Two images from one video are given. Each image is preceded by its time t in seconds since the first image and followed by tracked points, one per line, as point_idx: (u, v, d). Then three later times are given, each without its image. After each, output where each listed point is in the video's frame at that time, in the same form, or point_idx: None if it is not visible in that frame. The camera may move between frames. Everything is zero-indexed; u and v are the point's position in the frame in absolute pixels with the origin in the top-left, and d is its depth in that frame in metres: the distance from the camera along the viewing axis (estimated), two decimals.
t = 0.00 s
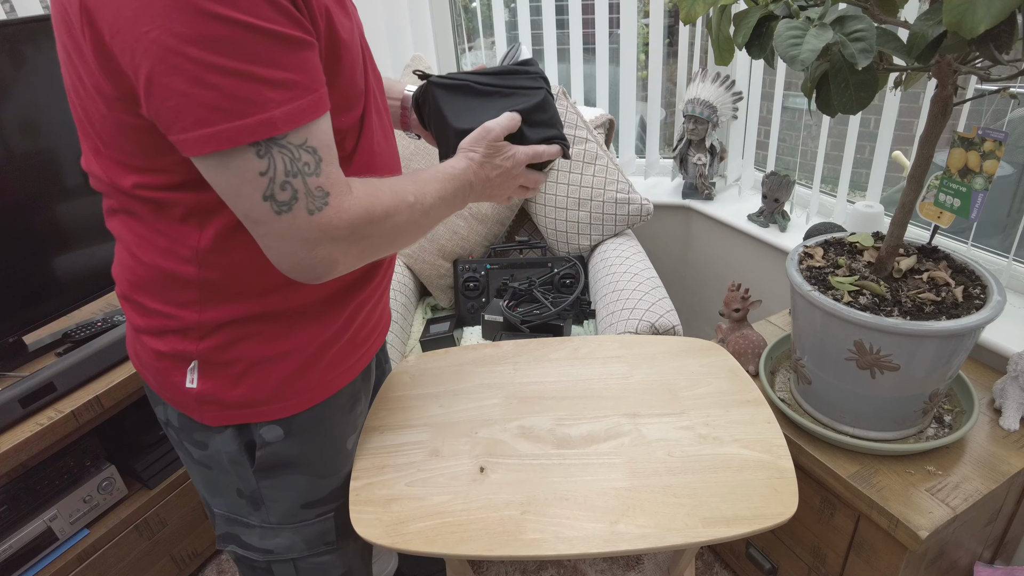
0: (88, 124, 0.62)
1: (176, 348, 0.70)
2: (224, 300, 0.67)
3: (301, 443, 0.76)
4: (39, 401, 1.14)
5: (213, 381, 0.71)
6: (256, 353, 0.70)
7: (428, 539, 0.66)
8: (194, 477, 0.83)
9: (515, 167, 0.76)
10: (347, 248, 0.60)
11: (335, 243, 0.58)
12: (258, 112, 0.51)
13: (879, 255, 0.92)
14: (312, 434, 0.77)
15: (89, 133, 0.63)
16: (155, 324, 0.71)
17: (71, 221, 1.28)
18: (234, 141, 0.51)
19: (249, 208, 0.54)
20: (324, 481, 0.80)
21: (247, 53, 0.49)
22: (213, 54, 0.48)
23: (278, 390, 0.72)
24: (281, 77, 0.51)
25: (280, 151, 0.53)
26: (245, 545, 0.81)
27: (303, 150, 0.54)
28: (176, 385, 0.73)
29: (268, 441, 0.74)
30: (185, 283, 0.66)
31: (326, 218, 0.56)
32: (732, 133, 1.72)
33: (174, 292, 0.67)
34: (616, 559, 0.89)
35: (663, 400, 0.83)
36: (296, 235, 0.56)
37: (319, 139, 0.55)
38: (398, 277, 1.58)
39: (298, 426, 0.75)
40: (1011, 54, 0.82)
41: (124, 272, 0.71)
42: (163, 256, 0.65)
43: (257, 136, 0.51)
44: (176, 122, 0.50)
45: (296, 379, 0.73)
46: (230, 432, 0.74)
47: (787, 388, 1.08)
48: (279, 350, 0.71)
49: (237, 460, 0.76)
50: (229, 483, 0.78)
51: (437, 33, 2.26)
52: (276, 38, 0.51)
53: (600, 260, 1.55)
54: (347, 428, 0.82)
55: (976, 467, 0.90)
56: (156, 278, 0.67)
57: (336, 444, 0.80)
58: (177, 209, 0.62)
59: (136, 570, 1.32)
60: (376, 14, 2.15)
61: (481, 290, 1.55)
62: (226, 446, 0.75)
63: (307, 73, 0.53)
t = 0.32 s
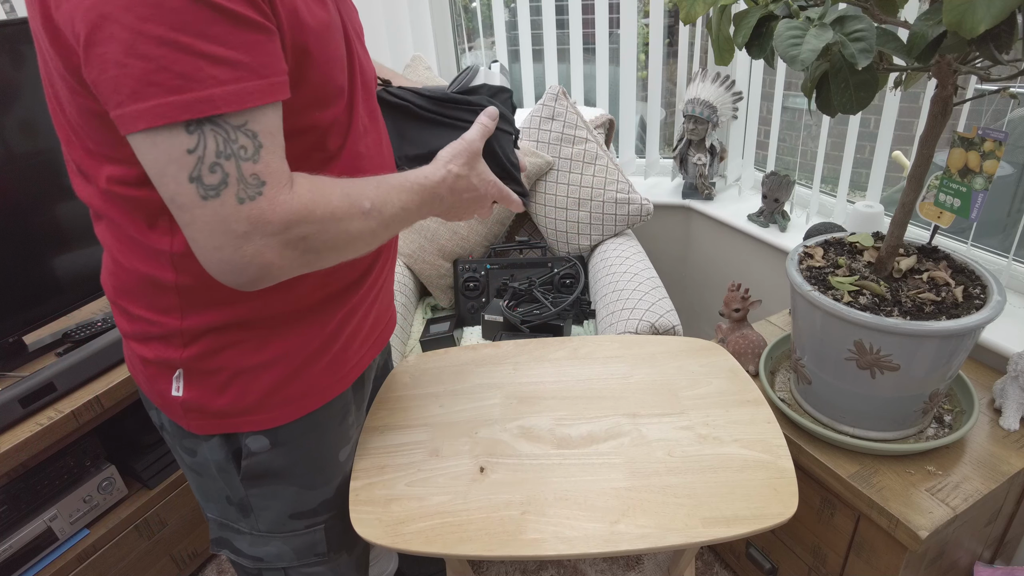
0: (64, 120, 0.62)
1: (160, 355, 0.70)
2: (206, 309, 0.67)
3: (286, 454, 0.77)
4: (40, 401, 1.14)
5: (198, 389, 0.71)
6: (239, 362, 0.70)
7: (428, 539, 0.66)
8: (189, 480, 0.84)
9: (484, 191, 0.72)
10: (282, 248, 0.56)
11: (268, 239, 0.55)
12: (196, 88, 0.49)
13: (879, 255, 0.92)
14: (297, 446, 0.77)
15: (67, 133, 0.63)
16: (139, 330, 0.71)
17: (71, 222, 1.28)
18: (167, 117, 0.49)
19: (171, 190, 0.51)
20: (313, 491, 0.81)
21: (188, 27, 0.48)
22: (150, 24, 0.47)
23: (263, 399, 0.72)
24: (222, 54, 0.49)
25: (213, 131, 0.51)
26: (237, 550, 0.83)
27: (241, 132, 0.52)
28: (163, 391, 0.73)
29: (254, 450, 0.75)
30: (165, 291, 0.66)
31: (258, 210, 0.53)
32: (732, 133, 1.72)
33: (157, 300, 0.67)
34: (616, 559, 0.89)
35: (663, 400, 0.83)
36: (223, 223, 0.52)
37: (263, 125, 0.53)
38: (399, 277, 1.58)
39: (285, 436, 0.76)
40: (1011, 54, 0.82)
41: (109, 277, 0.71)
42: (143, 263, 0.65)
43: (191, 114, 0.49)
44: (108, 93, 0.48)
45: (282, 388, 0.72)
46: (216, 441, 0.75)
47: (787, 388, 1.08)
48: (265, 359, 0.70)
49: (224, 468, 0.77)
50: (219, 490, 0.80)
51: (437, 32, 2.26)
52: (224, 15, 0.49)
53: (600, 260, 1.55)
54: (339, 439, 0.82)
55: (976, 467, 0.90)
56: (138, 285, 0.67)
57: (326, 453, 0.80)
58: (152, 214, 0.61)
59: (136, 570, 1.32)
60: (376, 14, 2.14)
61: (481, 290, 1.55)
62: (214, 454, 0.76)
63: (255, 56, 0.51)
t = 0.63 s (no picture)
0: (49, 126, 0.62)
1: (152, 360, 0.70)
2: (196, 314, 0.66)
3: (280, 458, 0.76)
4: (40, 401, 1.14)
5: (190, 394, 0.71)
6: (231, 368, 0.69)
7: (428, 539, 0.66)
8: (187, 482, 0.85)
9: (510, 188, 0.68)
10: (253, 265, 0.52)
11: (245, 251, 0.51)
12: (146, 108, 0.47)
13: (879, 254, 0.92)
14: (292, 451, 0.77)
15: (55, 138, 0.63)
16: (131, 334, 0.71)
17: (71, 221, 1.28)
18: (118, 137, 0.47)
19: (137, 209, 0.50)
20: (309, 495, 0.81)
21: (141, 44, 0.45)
22: (99, 43, 0.45)
23: (255, 404, 0.72)
24: (177, 72, 0.47)
25: (167, 146, 0.49)
26: (234, 552, 0.84)
27: (199, 144, 0.49)
28: (157, 395, 0.73)
29: (246, 455, 0.75)
30: (154, 295, 0.66)
31: (218, 224, 0.50)
32: (732, 133, 1.72)
33: (147, 304, 0.67)
34: (616, 559, 0.89)
35: (663, 400, 0.83)
36: (184, 241, 0.50)
37: (227, 138, 0.50)
38: (399, 277, 1.58)
39: (278, 441, 0.76)
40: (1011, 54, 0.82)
41: (101, 281, 0.71)
42: (131, 267, 0.65)
43: (141, 135, 0.47)
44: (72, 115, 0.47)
45: (275, 394, 0.72)
46: (210, 444, 0.75)
47: (787, 388, 1.08)
48: (257, 365, 0.70)
49: (218, 471, 0.77)
50: (214, 492, 0.80)
51: (437, 32, 2.26)
52: (179, 29, 0.47)
53: (600, 260, 1.55)
54: (335, 443, 0.82)
55: (976, 467, 0.90)
56: (128, 289, 0.67)
57: (321, 458, 0.80)
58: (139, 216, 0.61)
59: (135, 570, 1.32)
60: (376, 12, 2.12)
61: (481, 290, 1.55)
62: (207, 457, 0.76)
63: (215, 71, 0.49)
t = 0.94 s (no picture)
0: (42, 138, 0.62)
1: (149, 367, 0.70)
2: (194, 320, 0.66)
3: (280, 465, 0.77)
4: (39, 402, 1.14)
5: (188, 400, 0.71)
6: (228, 374, 0.69)
7: (428, 539, 0.66)
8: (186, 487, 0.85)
9: (491, 182, 0.64)
10: (188, 283, 0.49)
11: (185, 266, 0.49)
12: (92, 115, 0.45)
13: (880, 254, 0.92)
14: (291, 457, 0.77)
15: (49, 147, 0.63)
16: (129, 341, 0.71)
17: (71, 221, 1.28)
18: (63, 146, 0.46)
19: (79, 216, 0.49)
20: (308, 500, 0.81)
21: (93, 50, 0.44)
22: (51, 47, 0.44)
23: (252, 411, 0.72)
24: (128, 79, 0.46)
25: (110, 154, 0.47)
26: (234, 557, 0.84)
27: (145, 152, 0.47)
28: (154, 401, 0.73)
29: (247, 460, 0.75)
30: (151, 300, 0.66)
31: (154, 238, 0.48)
32: (732, 133, 1.72)
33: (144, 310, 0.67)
34: (616, 559, 0.89)
35: (663, 400, 0.83)
36: (121, 252, 0.48)
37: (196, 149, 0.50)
38: (399, 276, 1.58)
39: (278, 446, 0.76)
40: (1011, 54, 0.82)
41: (99, 287, 0.71)
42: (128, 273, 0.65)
43: (85, 143, 0.46)
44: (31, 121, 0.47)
45: (272, 400, 0.72)
46: (209, 450, 0.75)
47: (787, 388, 1.08)
48: (255, 370, 0.70)
49: (217, 477, 0.77)
50: (214, 498, 0.80)
51: (437, 32, 2.26)
52: (137, 36, 0.46)
53: (600, 260, 1.55)
54: (335, 448, 0.82)
55: (976, 467, 0.90)
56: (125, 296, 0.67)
57: (320, 462, 0.81)
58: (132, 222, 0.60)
59: (135, 570, 1.32)
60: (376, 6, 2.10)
61: (481, 290, 1.55)
62: (206, 462, 0.76)
63: (173, 82, 0.48)
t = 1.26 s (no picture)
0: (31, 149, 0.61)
1: (147, 373, 0.70)
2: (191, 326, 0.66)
3: (279, 470, 0.77)
4: (39, 402, 1.14)
5: (185, 407, 0.71)
6: (227, 380, 0.69)
7: (428, 539, 0.66)
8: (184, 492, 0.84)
9: (478, 211, 0.64)
10: (159, 307, 0.50)
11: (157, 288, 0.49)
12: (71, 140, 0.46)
13: (880, 254, 0.92)
14: (291, 463, 0.77)
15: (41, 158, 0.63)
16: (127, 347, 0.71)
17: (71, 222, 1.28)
18: (40, 168, 0.46)
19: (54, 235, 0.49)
20: (308, 506, 0.81)
21: (69, 74, 0.44)
22: (27, 70, 0.44)
23: (252, 417, 0.72)
24: (104, 104, 0.46)
25: (84, 177, 0.47)
26: (233, 562, 0.84)
27: (120, 175, 0.48)
28: (151, 407, 0.73)
29: (246, 466, 0.75)
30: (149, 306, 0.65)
31: (126, 261, 0.48)
32: (732, 133, 1.72)
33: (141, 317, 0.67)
34: (616, 559, 0.89)
35: (663, 400, 0.83)
36: (94, 273, 0.48)
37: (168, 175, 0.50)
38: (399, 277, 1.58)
39: (277, 452, 0.76)
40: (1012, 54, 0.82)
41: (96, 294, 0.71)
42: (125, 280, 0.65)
43: (59, 168, 0.46)
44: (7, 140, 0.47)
45: (271, 405, 0.72)
46: (208, 456, 0.75)
47: (787, 388, 1.08)
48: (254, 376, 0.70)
49: (216, 483, 0.77)
50: (213, 504, 0.80)
51: (436, 32, 2.26)
52: (115, 60, 0.46)
53: (600, 260, 1.55)
54: (334, 453, 0.82)
55: (977, 467, 0.90)
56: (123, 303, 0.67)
57: (320, 468, 0.81)
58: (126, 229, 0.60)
59: (135, 570, 1.32)
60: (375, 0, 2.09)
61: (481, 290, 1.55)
62: (204, 468, 0.76)
63: (149, 107, 0.48)
